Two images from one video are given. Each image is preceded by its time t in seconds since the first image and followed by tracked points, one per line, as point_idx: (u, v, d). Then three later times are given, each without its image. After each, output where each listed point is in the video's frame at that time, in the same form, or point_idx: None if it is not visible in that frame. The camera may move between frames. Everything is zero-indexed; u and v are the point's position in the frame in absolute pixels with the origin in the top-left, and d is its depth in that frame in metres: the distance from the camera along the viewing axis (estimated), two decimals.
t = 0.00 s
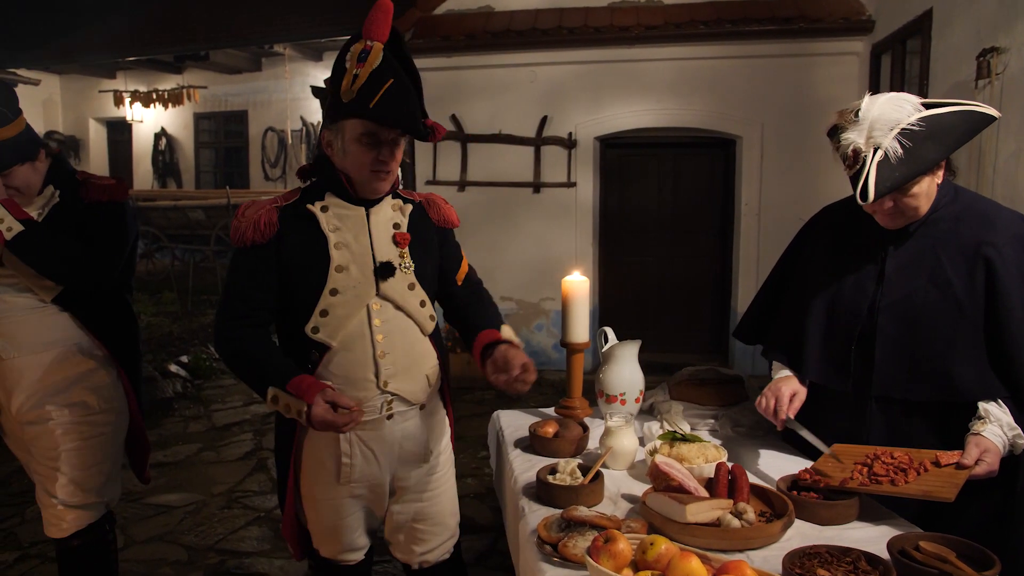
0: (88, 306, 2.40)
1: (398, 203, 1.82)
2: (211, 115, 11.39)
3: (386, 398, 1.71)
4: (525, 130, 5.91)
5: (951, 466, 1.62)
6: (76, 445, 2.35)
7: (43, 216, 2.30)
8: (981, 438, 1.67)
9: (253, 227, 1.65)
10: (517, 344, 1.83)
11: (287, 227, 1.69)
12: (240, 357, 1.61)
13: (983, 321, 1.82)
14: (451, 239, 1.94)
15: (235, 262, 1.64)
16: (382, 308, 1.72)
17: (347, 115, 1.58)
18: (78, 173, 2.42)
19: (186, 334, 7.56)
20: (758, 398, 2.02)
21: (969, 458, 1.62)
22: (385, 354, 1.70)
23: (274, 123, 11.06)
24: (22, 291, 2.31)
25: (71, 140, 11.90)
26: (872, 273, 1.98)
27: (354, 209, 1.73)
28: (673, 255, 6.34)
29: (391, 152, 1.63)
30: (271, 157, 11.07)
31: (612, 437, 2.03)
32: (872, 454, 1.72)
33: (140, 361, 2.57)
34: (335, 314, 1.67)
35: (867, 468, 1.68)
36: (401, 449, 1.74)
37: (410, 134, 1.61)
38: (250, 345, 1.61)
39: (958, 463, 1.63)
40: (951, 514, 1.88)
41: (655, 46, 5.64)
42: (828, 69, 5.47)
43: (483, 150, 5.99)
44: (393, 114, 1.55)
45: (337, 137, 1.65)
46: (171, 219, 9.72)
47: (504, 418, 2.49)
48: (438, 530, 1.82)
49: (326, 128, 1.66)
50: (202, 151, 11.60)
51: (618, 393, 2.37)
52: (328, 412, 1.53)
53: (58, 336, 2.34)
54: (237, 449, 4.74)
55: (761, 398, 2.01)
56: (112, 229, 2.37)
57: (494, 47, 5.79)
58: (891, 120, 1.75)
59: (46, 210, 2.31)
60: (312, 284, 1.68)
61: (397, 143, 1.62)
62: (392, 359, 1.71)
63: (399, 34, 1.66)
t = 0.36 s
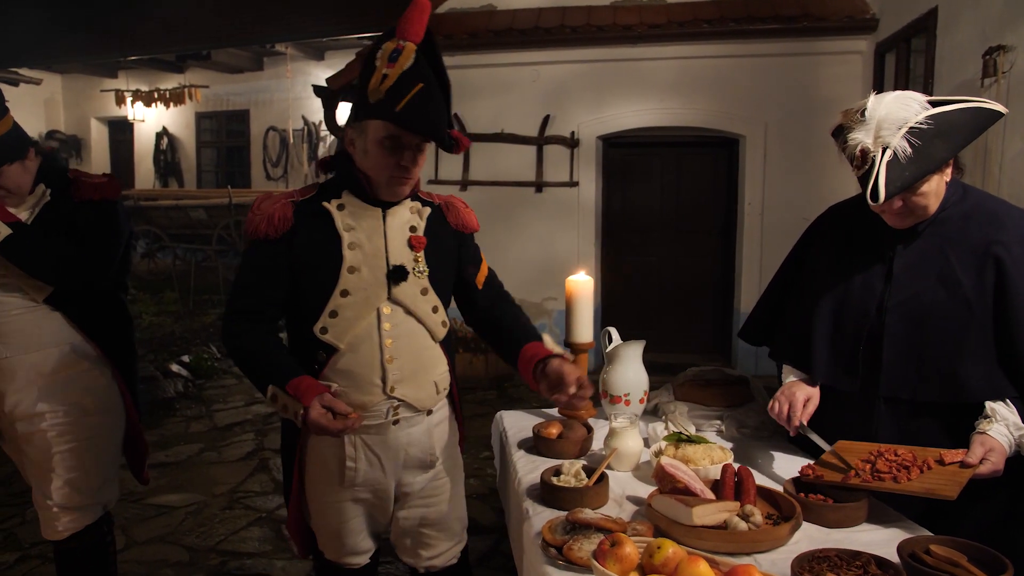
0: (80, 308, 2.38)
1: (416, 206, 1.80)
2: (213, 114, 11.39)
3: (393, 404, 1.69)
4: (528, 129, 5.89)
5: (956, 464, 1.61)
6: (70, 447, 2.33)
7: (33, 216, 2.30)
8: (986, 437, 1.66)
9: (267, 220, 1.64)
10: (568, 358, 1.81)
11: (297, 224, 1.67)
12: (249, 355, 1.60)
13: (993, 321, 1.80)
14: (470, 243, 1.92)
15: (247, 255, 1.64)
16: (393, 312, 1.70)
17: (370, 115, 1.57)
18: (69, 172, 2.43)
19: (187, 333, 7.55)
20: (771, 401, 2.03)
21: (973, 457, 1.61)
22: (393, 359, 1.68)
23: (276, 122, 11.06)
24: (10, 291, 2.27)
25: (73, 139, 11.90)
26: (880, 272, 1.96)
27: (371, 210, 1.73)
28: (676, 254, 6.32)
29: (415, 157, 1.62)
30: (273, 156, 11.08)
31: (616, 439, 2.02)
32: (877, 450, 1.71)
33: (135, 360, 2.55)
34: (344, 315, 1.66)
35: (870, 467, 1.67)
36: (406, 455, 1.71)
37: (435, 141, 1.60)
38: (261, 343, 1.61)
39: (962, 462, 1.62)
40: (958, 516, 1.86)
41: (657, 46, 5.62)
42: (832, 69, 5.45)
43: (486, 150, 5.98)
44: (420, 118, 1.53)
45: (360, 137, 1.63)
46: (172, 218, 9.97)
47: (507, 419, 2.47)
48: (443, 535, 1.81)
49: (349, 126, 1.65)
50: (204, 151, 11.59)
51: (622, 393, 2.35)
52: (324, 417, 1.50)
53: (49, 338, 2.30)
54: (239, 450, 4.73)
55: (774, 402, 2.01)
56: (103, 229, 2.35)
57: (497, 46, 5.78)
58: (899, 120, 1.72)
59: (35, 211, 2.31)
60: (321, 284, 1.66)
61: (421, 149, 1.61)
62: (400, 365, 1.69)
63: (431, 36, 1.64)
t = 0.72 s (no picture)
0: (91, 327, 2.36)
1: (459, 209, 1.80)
2: (214, 114, 11.40)
3: (434, 408, 1.71)
4: (530, 129, 5.87)
5: (971, 470, 1.59)
6: (66, 448, 2.31)
7: (23, 216, 2.27)
8: (1000, 441, 1.64)
9: (313, 216, 1.60)
10: (511, 386, 1.76)
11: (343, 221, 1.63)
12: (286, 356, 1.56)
13: (1001, 322, 1.78)
14: (501, 251, 1.94)
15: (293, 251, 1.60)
16: (438, 316, 1.70)
17: (431, 120, 1.53)
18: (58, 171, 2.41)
19: (188, 333, 7.55)
20: (770, 400, 2.02)
21: (989, 462, 1.59)
22: (439, 363, 1.69)
23: (277, 122, 11.06)
24: (8, 293, 2.26)
25: (74, 139, 11.91)
26: (887, 273, 1.94)
27: (416, 211, 1.69)
28: (678, 255, 6.31)
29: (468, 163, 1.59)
30: (274, 156, 11.08)
31: (620, 441, 2.00)
32: (890, 458, 1.68)
33: (131, 360, 2.54)
34: (390, 318, 1.63)
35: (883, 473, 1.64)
36: (443, 462, 1.74)
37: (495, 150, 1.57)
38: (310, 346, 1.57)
39: (977, 467, 1.60)
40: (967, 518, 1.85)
41: (660, 46, 5.60)
42: (836, 69, 5.43)
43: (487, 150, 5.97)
44: (483, 129, 1.50)
45: (413, 139, 1.60)
46: (175, 219, 9.97)
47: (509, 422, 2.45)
48: (462, 535, 1.82)
49: (401, 125, 1.60)
50: (205, 151, 11.59)
51: (626, 395, 2.33)
52: (404, 421, 1.53)
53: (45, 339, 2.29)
54: (241, 450, 4.72)
55: (775, 399, 2.01)
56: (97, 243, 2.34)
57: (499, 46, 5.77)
58: (905, 121, 1.71)
59: (25, 210, 2.28)
60: (370, 284, 1.64)
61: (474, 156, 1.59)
62: (445, 368, 1.71)
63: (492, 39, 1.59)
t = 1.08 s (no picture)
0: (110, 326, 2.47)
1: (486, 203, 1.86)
2: (215, 114, 11.41)
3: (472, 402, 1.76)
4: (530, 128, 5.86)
5: (980, 464, 1.57)
6: (58, 447, 2.29)
7: (13, 213, 2.27)
8: (1009, 435, 1.61)
9: (351, 204, 1.64)
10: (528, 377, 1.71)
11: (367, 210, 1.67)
12: (336, 342, 1.57)
13: (1006, 316, 1.77)
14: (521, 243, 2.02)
15: (333, 242, 1.63)
16: (472, 306, 1.75)
17: (465, 114, 1.56)
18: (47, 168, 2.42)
19: (189, 333, 7.54)
20: (773, 400, 2.00)
21: (998, 457, 1.57)
22: (475, 353, 1.74)
23: (278, 123, 11.08)
24: None
25: (75, 140, 11.91)
26: (889, 269, 1.93)
27: (447, 202, 1.74)
28: (680, 254, 6.30)
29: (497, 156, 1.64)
30: (275, 156, 11.10)
31: (621, 437, 1.99)
32: (896, 453, 1.66)
33: (127, 357, 2.53)
34: (427, 308, 1.67)
35: (890, 468, 1.62)
36: (473, 453, 1.81)
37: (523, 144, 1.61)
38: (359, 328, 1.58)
39: (986, 462, 1.58)
40: (973, 513, 1.84)
41: (661, 45, 5.59)
42: (837, 67, 5.41)
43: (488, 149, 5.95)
44: (516, 124, 1.54)
45: (445, 132, 1.62)
46: (175, 219, 10.07)
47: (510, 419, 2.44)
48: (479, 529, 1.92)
49: (434, 117, 1.62)
50: (207, 151, 11.60)
51: (627, 392, 2.32)
52: (477, 394, 1.60)
53: (36, 336, 2.27)
54: (241, 449, 4.71)
55: (777, 402, 1.99)
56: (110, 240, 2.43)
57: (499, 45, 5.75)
58: (907, 115, 1.70)
59: (15, 207, 2.28)
60: (406, 275, 1.67)
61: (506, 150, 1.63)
62: (480, 359, 1.75)
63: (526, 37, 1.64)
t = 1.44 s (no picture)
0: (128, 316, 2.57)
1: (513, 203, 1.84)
2: (216, 115, 11.45)
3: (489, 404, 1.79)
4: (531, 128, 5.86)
5: (983, 461, 1.55)
6: (62, 444, 2.31)
7: (19, 209, 2.28)
8: (1012, 431, 1.60)
9: (379, 198, 1.61)
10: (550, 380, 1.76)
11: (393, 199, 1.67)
12: (356, 338, 1.56)
13: (1006, 311, 1.77)
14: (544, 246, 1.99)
15: (359, 237, 1.60)
16: (492, 309, 1.75)
17: (490, 113, 1.50)
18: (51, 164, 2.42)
19: (189, 332, 7.55)
20: (762, 401, 2.00)
21: (1002, 453, 1.55)
22: (493, 357, 1.74)
23: (279, 123, 11.13)
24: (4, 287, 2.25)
25: (76, 140, 11.92)
26: (888, 265, 1.93)
27: (479, 204, 1.73)
28: (681, 254, 6.30)
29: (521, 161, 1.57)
30: (276, 156, 11.15)
31: (620, 433, 1.99)
32: (899, 452, 1.64)
33: (129, 351, 2.56)
34: (447, 309, 1.66)
35: (894, 466, 1.60)
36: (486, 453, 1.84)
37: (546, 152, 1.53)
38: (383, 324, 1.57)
39: (990, 458, 1.56)
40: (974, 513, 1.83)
41: (661, 44, 5.59)
42: (838, 66, 5.41)
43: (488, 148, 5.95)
44: (540, 128, 1.46)
45: (471, 130, 1.58)
46: (175, 219, 10.10)
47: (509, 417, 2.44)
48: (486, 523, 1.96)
49: (462, 115, 1.59)
50: (208, 151, 11.63)
51: (626, 388, 2.32)
52: (498, 405, 1.59)
53: (40, 333, 2.30)
54: (241, 448, 4.71)
55: (766, 401, 1.98)
56: (125, 236, 2.49)
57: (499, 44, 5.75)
58: (905, 111, 1.69)
59: (22, 204, 2.29)
60: (430, 274, 1.66)
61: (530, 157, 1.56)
62: (497, 363, 1.75)
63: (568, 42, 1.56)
